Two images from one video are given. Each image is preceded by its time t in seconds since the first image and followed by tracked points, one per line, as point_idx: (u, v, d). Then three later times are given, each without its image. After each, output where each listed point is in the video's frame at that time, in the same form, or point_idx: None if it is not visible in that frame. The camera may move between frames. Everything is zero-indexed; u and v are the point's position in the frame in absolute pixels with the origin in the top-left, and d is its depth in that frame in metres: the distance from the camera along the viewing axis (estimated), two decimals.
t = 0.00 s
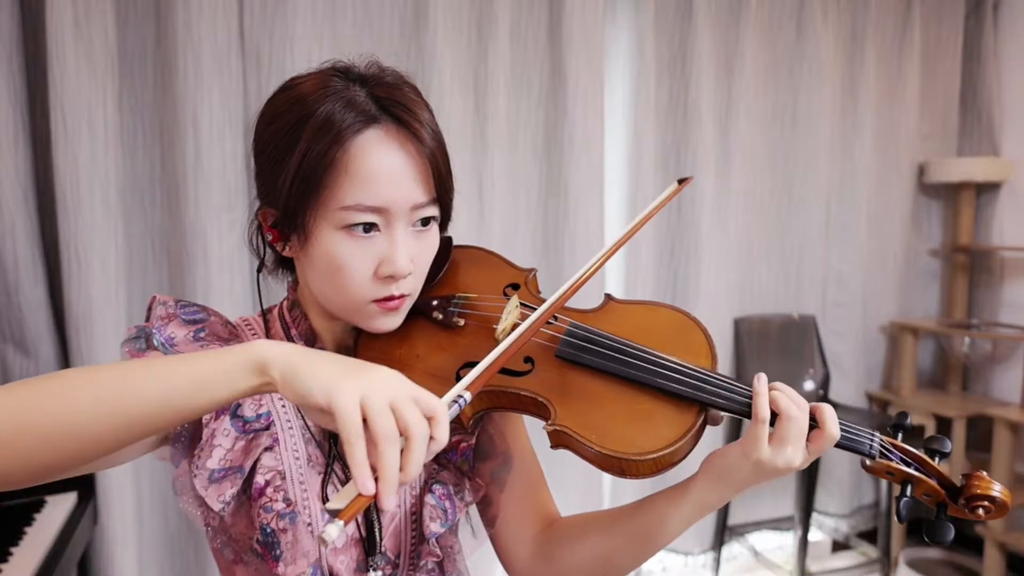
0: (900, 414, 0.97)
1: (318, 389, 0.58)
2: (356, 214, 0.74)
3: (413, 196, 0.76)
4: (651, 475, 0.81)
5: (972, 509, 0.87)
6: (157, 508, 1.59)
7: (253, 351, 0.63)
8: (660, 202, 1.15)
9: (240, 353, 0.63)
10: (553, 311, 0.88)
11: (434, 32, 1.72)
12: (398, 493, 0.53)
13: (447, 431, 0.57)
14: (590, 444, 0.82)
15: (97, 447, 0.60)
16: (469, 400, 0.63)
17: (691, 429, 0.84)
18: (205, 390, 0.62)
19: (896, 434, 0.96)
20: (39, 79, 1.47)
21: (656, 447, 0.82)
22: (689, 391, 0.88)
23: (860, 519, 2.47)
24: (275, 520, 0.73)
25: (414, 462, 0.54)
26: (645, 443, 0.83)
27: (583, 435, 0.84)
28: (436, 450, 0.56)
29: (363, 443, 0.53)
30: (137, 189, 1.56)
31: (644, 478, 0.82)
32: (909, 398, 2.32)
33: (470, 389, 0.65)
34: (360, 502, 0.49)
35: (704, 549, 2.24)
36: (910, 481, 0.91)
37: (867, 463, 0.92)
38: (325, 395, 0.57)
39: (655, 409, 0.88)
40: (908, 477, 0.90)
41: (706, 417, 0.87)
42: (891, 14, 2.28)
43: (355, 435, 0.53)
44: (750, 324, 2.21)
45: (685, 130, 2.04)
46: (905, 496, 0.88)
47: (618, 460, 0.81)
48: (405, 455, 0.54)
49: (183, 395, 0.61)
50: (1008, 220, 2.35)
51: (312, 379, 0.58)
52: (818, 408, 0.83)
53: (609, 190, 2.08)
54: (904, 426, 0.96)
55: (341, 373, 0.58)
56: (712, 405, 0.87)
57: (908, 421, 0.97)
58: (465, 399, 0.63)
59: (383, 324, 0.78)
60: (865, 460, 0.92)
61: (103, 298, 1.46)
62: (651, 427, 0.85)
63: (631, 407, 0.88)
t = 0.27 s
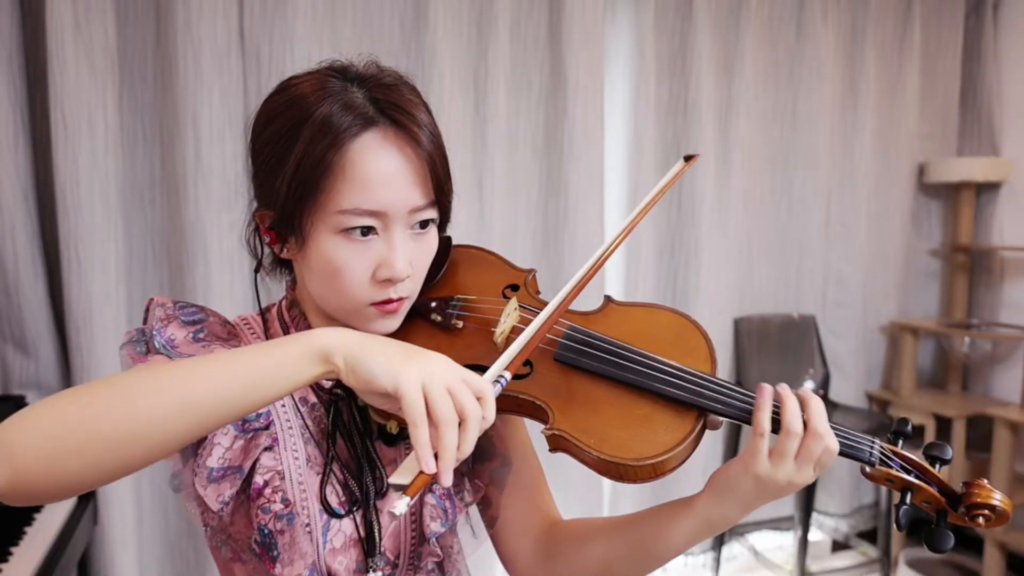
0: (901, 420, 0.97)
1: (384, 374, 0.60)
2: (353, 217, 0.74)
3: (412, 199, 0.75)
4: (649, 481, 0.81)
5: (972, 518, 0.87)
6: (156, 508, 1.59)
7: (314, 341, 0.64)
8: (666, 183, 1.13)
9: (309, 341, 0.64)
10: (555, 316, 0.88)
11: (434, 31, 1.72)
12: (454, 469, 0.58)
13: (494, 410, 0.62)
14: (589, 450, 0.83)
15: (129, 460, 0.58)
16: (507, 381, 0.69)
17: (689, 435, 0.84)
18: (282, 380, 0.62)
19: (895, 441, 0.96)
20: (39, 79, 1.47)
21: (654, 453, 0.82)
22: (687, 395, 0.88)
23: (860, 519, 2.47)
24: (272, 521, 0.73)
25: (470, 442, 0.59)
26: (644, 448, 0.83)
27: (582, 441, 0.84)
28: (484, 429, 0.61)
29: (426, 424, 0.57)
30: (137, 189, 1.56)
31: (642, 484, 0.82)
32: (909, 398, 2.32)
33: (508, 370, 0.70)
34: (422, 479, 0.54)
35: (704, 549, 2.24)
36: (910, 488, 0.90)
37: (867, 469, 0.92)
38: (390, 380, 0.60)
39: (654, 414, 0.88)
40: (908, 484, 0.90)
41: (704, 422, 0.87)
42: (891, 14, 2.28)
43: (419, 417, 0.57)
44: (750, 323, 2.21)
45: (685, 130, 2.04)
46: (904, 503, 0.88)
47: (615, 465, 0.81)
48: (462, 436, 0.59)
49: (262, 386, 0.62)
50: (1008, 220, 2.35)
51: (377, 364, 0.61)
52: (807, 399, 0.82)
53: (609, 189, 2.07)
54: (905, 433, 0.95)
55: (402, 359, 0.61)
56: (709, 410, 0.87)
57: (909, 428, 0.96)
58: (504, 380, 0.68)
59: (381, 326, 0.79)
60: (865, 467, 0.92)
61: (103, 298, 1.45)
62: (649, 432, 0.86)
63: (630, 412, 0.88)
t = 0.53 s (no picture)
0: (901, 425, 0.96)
1: (408, 376, 0.61)
2: (355, 218, 0.74)
3: (414, 200, 0.75)
4: (650, 483, 0.83)
5: (974, 523, 0.87)
6: (157, 508, 1.59)
7: (336, 342, 0.64)
8: (665, 170, 1.12)
9: (327, 344, 0.64)
10: (560, 317, 0.87)
11: (434, 31, 1.72)
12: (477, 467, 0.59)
13: (514, 406, 0.63)
14: (592, 453, 0.83)
15: (141, 471, 0.58)
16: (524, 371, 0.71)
17: (690, 439, 0.85)
18: (299, 384, 0.62)
19: (897, 447, 0.95)
20: (39, 79, 1.47)
21: (654, 456, 0.83)
22: (688, 398, 0.88)
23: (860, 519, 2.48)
24: (272, 521, 0.73)
25: (492, 438, 0.60)
26: (644, 451, 0.84)
27: (585, 444, 0.85)
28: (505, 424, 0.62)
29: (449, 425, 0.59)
30: (137, 189, 1.56)
31: (642, 486, 0.83)
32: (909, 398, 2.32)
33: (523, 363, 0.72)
34: (447, 478, 0.56)
35: (704, 549, 2.24)
36: (911, 493, 0.90)
37: (868, 474, 0.92)
38: (414, 381, 0.61)
39: (655, 417, 0.89)
40: (909, 490, 0.90)
41: (705, 426, 0.88)
42: (891, 14, 2.28)
43: (443, 417, 0.58)
44: (750, 324, 2.21)
45: (685, 130, 2.04)
46: (906, 509, 0.88)
47: (616, 468, 0.82)
48: (483, 434, 0.60)
49: (278, 391, 0.61)
50: (1008, 220, 2.35)
51: (400, 367, 0.62)
52: (795, 395, 0.84)
53: (609, 189, 2.07)
54: (906, 440, 0.94)
55: (424, 360, 0.62)
56: (711, 413, 0.88)
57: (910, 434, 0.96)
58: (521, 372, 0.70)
59: (382, 327, 0.79)
60: (867, 472, 0.92)
61: (103, 298, 1.45)
62: (650, 435, 0.86)
63: (631, 415, 0.89)
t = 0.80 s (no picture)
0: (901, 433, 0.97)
1: (416, 377, 0.62)
2: (358, 219, 0.74)
3: (416, 202, 0.76)
4: (651, 486, 0.83)
5: (973, 529, 0.87)
6: (156, 508, 1.59)
7: (342, 344, 0.64)
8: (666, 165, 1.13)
9: (333, 345, 0.64)
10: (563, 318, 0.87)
11: (434, 32, 1.72)
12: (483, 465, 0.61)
13: (519, 404, 0.64)
14: (593, 456, 0.84)
15: (144, 476, 0.58)
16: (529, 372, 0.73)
17: (691, 442, 0.86)
18: (304, 388, 0.62)
19: (897, 452, 0.96)
20: (39, 79, 1.47)
21: (655, 459, 0.84)
22: (688, 401, 0.88)
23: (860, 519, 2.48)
24: (272, 520, 0.73)
25: (499, 437, 0.61)
26: (644, 454, 0.85)
27: (586, 447, 0.85)
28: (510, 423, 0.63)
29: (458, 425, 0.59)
30: (137, 189, 1.56)
31: (643, 488, 0.84)
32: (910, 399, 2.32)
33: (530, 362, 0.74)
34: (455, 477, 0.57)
35: (704, 549, 2.24)
36: (910, 498, 0.90)
37: (867, 480, 0.92)
38: (423, 382, 0.61)
39: (656, 420, 0.89)
40: (908, 495, 0.90)
41: (705, 429, 0.88)
42: (890, 14, 2.28)
43: (452, 418, 0.59)
44: (750, 324, 2.20)
45: (685, 130, 2.04)
46: (905, 514, 0.88)
47: (617, 471, 0.83)
48: (491, 433, 0.61)
49: (284, 395, 0.61)
50: (1008, 220, 2.35)
51: (408, 368, 0.62)
52: (800, 404, 0.85)
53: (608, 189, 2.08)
54: (907, 444, 0.95)
55: (432, 361, 0.62)
56: (711, 417, 0.88)
57: (910, 440, 0.96)
58: (525, 373, 0.72)
59: (384, 328, 0.79)
60: (866, 477, 0.92)
61: (103, 298, 1.46)
62: (651, 438, 0.87)
63: (632, 417, 0.89)
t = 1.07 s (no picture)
0: (903, 433, 0.97)
1: (425, 390, 0.62)
2: (359, 217, 0.74)
3: (418, 201, 0.76)
4: (651, 485, 0.84)
5: (975, 530, 0.87)
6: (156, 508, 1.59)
7: (349, 366, 0.64)
8: (657, 149, 1.11)
9: (341, 367, 0.64)
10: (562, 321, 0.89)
11: (434, 32, 1.72)
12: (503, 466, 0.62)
13: (532, 402, 0.66)
14: (594, 455, 0.84)
15: (150, 494, 0.58)
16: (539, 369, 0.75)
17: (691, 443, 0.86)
18: (311, 409, 0.62)
19: (899, 453, 0.96)
20: (39, 79, 1.47)
21: (654, 460, 0.85)
22: (688, 402, 0.88)
23: (860, 519, 2.48)
24: (271, 520, 0.74)
25: (516, 437, 0.63)
26: (644, 453, 0.85)
27: (587, 446, 0.85)
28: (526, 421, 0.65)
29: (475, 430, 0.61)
30: (137, 189, 1.56)
31: (645, 487, 0.85)
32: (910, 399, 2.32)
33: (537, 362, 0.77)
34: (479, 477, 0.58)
35: (704, 549, 2.24)
36: (911, 500, 0.90)
37: (869, 480, 0.93)
38: (432, 394, 0.62)
39: (656, 421, 0.89)
40: (909, 496, 0.90)
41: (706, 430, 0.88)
42: (890, 14, 2.28)
43: (468, 422, 0.60)
44: (750, 324, 2.20)
45: (685, 130, 2.04)
46: (907, 514, 0.88)
47: (619, 471, 0.84)
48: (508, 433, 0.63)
49: (288, 416, 0.61)
50: (1008, 220, 2.35)
51: (416, 382, 0.62)
52: (772, 392, 0.86)
53: (609, 189, 2.08)
54: (908, 445, 0.95)
55: (441, 372, 0.63)
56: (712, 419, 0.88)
57: (912, 440, 0.96)
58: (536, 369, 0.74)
59: (383, 327, 0.78)
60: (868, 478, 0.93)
61: (103, 298, 1.45)
62: (651, 439, 0.87)
63: (633, 418, 0.89)
